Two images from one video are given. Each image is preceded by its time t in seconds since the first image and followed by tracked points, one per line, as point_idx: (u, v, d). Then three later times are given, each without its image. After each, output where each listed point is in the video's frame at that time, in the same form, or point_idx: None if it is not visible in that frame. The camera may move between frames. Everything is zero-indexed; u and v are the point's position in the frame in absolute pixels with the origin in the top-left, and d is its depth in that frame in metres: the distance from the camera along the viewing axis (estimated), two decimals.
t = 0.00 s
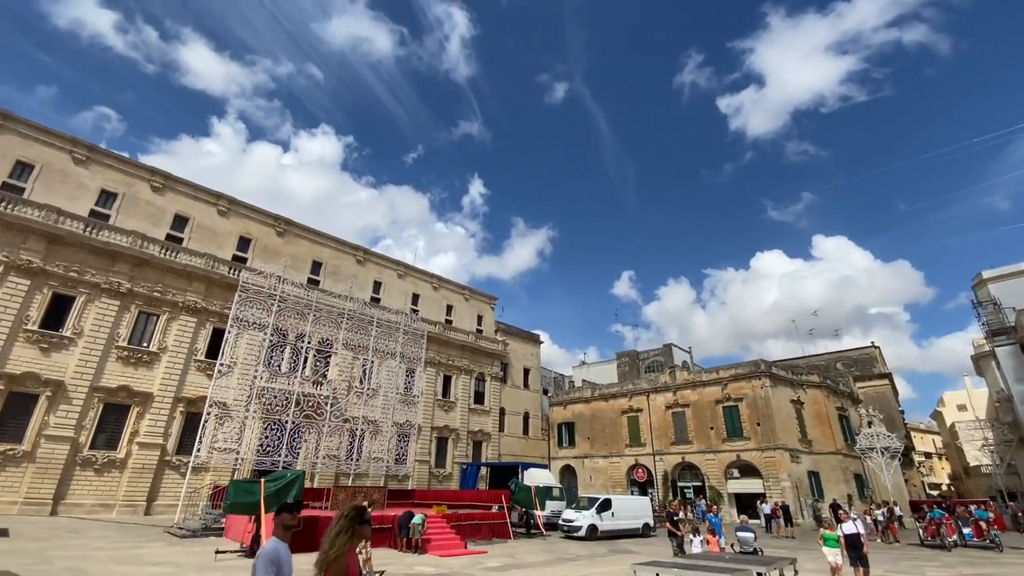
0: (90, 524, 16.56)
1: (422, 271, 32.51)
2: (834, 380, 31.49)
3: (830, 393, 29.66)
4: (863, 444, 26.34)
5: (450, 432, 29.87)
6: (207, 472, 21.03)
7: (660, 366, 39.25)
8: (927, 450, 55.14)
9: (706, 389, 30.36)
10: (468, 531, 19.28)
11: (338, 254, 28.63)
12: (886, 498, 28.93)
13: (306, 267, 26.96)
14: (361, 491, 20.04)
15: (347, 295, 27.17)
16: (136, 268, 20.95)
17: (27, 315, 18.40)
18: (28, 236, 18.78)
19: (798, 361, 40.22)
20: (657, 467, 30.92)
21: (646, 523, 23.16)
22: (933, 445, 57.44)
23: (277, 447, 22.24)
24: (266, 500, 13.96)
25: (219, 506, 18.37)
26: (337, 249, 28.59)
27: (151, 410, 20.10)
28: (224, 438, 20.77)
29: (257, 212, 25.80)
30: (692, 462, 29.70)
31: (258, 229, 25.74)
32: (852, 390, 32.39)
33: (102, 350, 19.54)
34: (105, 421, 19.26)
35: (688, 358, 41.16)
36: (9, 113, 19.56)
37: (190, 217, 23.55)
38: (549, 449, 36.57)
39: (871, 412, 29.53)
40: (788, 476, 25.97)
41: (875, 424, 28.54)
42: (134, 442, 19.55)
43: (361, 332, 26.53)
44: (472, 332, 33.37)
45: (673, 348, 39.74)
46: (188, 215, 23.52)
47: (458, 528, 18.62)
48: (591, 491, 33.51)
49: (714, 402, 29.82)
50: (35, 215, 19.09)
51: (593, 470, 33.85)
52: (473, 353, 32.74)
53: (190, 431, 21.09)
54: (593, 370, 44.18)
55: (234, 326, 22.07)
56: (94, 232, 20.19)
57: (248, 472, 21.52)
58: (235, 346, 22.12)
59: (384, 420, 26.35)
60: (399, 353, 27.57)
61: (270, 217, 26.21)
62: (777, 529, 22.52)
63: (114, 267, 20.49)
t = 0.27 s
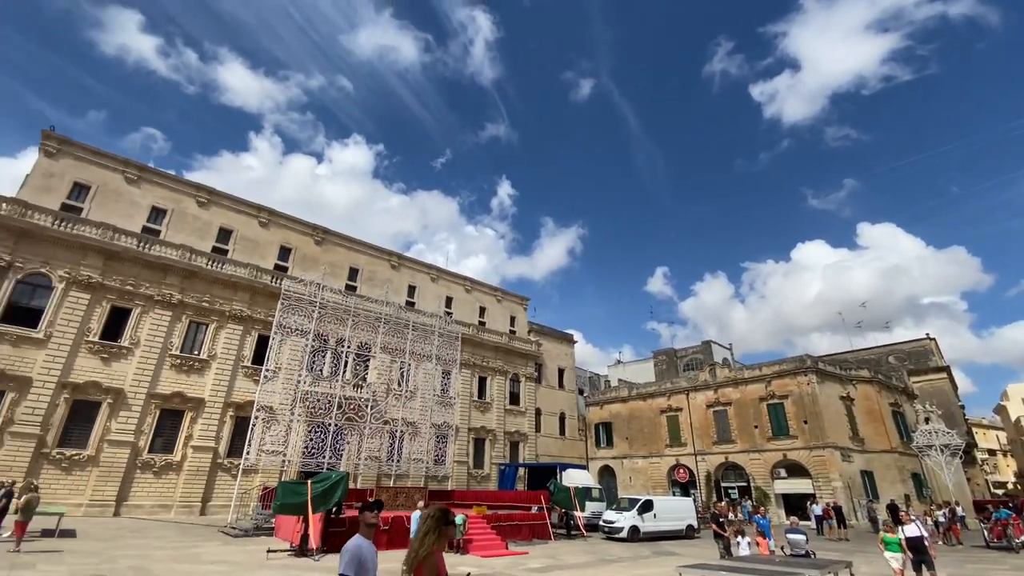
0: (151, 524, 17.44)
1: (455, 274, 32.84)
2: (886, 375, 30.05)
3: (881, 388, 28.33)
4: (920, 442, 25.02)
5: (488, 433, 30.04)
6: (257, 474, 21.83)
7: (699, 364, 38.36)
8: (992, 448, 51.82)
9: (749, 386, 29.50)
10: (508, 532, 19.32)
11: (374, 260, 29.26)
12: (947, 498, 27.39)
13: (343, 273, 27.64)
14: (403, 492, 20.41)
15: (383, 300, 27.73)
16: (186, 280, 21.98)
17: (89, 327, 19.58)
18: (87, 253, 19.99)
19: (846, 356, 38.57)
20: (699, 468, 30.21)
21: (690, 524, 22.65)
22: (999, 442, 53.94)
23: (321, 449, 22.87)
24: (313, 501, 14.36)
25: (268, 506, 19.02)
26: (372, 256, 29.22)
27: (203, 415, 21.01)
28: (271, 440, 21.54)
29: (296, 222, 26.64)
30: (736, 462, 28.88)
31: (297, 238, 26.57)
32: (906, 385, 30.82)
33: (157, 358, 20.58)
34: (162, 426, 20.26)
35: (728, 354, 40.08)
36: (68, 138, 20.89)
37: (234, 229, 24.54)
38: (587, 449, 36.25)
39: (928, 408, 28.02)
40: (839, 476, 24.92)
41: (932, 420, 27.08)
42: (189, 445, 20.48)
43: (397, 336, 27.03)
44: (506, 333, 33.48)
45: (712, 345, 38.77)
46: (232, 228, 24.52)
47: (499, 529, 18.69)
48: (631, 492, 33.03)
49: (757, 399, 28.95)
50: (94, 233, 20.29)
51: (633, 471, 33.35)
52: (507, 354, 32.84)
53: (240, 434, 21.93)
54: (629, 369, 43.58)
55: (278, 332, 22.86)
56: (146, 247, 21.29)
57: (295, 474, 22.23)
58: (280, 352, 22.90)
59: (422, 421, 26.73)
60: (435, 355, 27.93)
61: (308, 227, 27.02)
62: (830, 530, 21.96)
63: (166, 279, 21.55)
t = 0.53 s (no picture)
0: (208, 524, 18.27)
1: (488, 276, 33.02)
2: (946, 368, 28.38)
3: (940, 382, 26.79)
4: (985, 439, 23.54)
5: (526, 434, 30.06)
6: (304, 476, 22.55)
7: (742, 361, 37.26)
8: None
9: (796, 383, 28.44)
10: (550, 533, 19.25)
11: (409, 265, 29.76)
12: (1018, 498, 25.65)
13: (380, 279, 28.22)
14: (445, 493, 20.64)
15: (419, 304, 28.16)
16: (233, 290, 22.94)
17: (147, 337, 20.70)
18: (143, 268, 21.15)
19: (900, 349, 36.68)
20: (745, 468, 29.32)
21: (737, 526, 22.00)
22: None
23: (364, 450, 23.42)
24: (359, 501, 14.71)
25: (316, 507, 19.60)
26: (407, 261, 29.73)
27: (253, 419, 21.85)
28: (317, 443, 22.21)
29: (334, 231, 27.39)
30: (784, 462, 27.89)
31: (336, 246, 27.31)
32: (968, 378, 29.03)
33: (209, 366, 21.54)
34: (215, 430, 21.19)
35: (772, 350, 38.78)
36: (122, 160, 22.17)
37: (276, 240, 25.44)
38: (627, 450, 35.74)
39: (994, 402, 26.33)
40: (897, 476, 23.71)
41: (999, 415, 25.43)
42: (241, 449, 21.35)
43: (434, 339, 27.41)
44: (541, 333, 33.44)
45: (756, 341, 37.58)
46: (274, 239, 25.43)
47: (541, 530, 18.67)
48: (674, 492, 32.38)
49: (805, 396, 27.88)
50: (148, 249, 21.44)
51: (675, 471, 32.67)
52: (543, 354, 32.79)
53: (287, 437, 22.70)
54: (668, 367, 42.77)
55: (320, 338, 23.58)
56: (196, 260, 22.34)
57: (341, 475, 22.85)
58: (322, 357, 23.60)
59: (461, 423, 26.98)
60: (471, 357, 28.16)
61: (346, 235, 27.74)
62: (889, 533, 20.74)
63: (214, 290, 22.55)
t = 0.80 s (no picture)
0: (262, 524, 19.01)
1: (521, 276, 33.05)
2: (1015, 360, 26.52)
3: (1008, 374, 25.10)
4: None
5: (565, 434, 29.92)
6: (351, 477, 23.16)
7: (789, 356, 35.93)
8: None
9: (849, 378, 27.20)
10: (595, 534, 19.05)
11: (444, 268, 30.13)
12: None
13: (416, 283, 28.69)
14: (487, 493, 20.74)
15: (455, 306, 28.49)
16: (279, 299, 23.82)
17: (201, 346, 21.75)
18: (196, 280, 22.24)
19: (962, 340, 34.56)
20: (796, 467, 28.23)
21: (789, 527, 21.20)
22: None
23: (407, 452, 23.85)
24: (404, 501, 14.99)
25: (363, 507, 20.08)
26: (442, 264, 30.11)
27: (301, 422, 22.59)
28: (362, 444, 22.78)
29: (371, 238, 28.04)
30: (838, 461, 26.71)
31: (373, 253, 27.95)
32: None
33: (259, 372, 22.43)
34: (266, 434, 22.03)
35: (820, 345, 37.22)
36: (173, 179, 23.38)
37: (316, 249, 26.26)
38: (670, 449, 35.01)
39: None
40: (963, 474, 22.33)
41: None
42: (290, 451, 22.12)
43: (471, 341, 27.67)
44: (577, 333, 33.22)
45: (804, 336, 36.16)
46: (315, 248, 26.26)
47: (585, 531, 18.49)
48: (720, 493, 31.51)
49: (859, 391, 26.63)
50: (199, 262, 22.52)
51: (722, 471, 31.77)
52: (580, 354, 32.57)
53: (334, 440, 23.35)
54: (710, 365, 41.69)
55: (362, 342, 24.18)
56: (244, 271, 23.32)
57: (385, 476, 23.36)
58: (364, 361, 24.20)
59: (500, 424, 27.10)
60: (508, 358, 28.26)
61: (382, 242, 28.36)
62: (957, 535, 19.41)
63: (261, 299, 23.48)
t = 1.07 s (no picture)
0: (314, 524, 19.65)
1: (556, 276, 32.92)
2: None
3: None
4: None
5: (606, 434, 29.59)
6: (396, 478, 23.64)
7: (841, 350, 34.36)
8: None
9: (908, 371, 25.78)
10: (641, 536, 18.73)
11: (479, 271, 30.37)
12: None
13: (452, 286, 29.03)
14: (530, 494, 20.74)
15: (491, 308, 28.67)
16: (322, 306, 24.59)
17: (252, 353, 22.70)
18: (245, 290, 23.24)
19: None
20: (853, 466, 26.95)
21: (847, 529, 20.24)
22: None
23: (449, 453, 24.13)
24: (448, 501, 15.18)
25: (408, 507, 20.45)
26: (477, 267, 30.36)
27: (347, 425, 23.22)
28: (406, 446, 23.21)
29: (408, 244, 28.56)
30: (898, 459, 25.35)
31: (410, 258, 28.46)
32: None
33: (306, 377, 23.21)
34: (314, 436, 22.77)
35: (875, 337, 35.44)
36: (220, 196, 24.52)
37: (356, 256, 26.96)
38: (717, 449, 34.08)
39: None
40: None
41: None
42: (338, 453, 22.77)
43: (508, 342, 27.79)
44: (615, 331, 32.81)
45: (856, 328, 34.53)
46: (354, 255, 26.97)
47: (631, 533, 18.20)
48: (771, 493, 30.43)
49: (919, 385, 25.21)
50: (246, 273, 23.52)
51: (772, 471, 30.69)
52: (619, 353, 32.16)
53: (378, 441, 23.88)
54: (756, 361, 40.36)
55: (402, 346, 24.67)
56: (289, 280, 24.20)
57: (429, 477, 23.73)
58: (405, 364, 24.67)
59: (540, 424, 27.07)
60: (546, 358, 28.20)
61: (419, 247, 28.84)
62: None
63: (305, 306, 24.30)
